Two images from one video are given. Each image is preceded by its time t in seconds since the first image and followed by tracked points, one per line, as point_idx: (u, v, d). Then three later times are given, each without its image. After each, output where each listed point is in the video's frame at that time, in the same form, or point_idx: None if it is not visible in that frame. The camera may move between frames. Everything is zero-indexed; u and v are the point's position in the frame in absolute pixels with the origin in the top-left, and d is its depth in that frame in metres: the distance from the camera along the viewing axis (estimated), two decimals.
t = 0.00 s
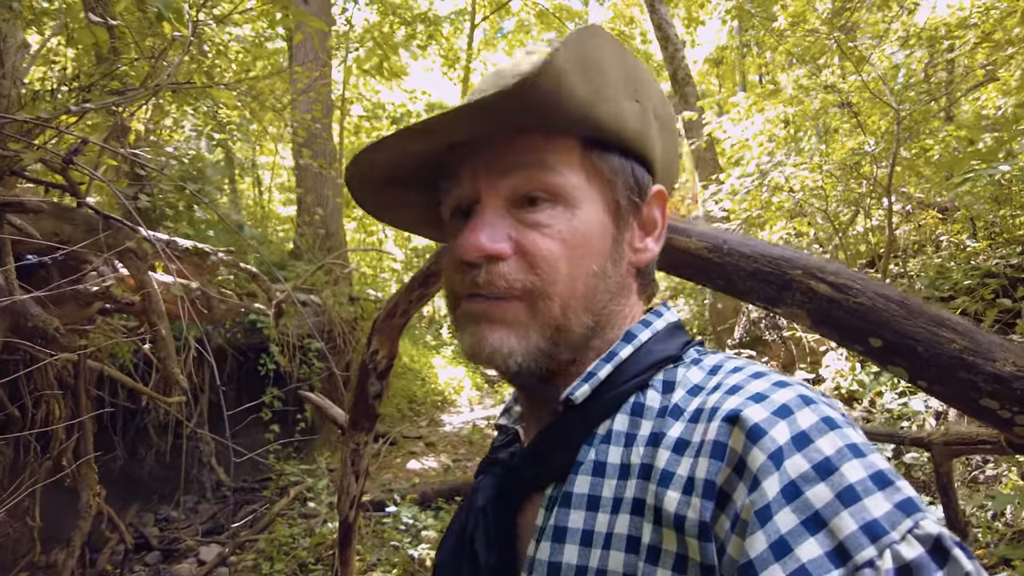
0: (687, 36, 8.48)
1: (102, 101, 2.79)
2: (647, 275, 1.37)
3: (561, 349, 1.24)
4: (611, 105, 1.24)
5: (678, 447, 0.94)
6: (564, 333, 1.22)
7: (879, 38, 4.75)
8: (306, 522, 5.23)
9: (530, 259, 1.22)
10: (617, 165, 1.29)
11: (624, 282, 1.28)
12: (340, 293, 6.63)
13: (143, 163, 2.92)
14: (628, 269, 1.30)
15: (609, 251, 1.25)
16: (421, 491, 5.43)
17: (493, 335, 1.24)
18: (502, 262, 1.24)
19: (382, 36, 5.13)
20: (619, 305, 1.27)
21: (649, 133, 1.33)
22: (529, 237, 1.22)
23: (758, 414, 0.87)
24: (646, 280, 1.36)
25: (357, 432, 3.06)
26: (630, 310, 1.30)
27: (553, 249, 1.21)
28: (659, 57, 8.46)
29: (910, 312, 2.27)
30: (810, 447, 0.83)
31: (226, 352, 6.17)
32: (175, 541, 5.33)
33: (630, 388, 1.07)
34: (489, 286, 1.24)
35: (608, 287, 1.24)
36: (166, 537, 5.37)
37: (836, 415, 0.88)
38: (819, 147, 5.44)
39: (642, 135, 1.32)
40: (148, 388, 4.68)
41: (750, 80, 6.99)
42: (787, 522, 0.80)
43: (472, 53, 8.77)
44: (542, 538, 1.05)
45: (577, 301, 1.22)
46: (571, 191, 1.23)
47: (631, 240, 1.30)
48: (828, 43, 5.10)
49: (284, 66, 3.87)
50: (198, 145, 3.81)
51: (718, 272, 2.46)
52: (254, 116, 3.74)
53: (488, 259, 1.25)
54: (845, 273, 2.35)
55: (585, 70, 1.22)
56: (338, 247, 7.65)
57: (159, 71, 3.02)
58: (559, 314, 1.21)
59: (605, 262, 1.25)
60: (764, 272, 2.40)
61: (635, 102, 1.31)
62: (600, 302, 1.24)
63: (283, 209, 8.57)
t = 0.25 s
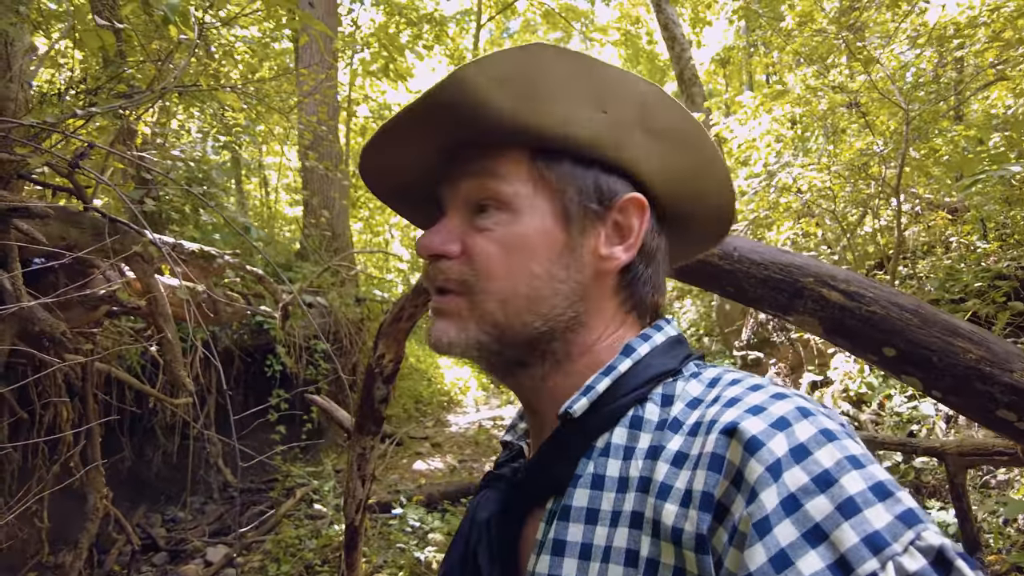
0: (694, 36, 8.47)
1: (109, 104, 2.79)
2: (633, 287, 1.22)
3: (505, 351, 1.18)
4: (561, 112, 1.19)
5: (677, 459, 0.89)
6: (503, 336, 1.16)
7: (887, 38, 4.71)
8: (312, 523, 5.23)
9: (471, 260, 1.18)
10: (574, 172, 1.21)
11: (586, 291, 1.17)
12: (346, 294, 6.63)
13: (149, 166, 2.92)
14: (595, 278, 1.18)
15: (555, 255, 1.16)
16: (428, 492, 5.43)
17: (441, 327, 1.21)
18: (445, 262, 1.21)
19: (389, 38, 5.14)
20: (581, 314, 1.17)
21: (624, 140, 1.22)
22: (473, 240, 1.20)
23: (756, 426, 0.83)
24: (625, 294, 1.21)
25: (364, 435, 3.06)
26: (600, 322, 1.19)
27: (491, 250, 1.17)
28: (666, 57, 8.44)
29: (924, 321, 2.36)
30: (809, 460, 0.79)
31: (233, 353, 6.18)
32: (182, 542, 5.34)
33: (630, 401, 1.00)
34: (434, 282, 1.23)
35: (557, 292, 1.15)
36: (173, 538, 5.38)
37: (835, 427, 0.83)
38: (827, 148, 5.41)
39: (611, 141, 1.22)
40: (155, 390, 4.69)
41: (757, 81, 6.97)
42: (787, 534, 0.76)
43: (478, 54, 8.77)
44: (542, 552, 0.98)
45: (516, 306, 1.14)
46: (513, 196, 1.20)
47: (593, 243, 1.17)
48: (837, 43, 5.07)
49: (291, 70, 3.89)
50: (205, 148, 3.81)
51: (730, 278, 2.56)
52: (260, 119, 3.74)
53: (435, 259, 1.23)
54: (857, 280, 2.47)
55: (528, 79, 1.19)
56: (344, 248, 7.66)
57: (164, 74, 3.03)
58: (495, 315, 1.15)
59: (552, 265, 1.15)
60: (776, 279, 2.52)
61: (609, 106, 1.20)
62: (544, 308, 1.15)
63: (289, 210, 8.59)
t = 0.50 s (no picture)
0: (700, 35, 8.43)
1: (118, 102, 2.78)
2: (593, 277, 1.04)
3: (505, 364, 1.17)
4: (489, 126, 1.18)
5: (708, 461, 0.87)
6: (495, 344, 1.16)
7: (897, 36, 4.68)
8: (319, 522, 5.23)
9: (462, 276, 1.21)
10: (506, 175, 1.15)
11: (535, 288, 1.07)
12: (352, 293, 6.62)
13: (159, 164, 2.91)
14: (542, 274, 1.07)
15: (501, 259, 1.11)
16: (434, 492, 5.41)
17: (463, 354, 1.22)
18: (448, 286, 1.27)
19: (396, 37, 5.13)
20: (543, 314, 1.08)
21: (542, 127, 1.10)
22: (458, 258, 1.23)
23: (790, 430, 0.81)
24: (583, 286, 1.05)
25: (374, 434, 3.05)
26: (568, 320, 1.07)
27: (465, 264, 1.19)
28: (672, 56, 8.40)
29: (943, 318, 2.46)
30: (847, 468, 0.78)
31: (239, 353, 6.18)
32: (189, 541, 5.34)
33: (659, 400, 0.97)
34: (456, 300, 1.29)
35: (511, 293, 1.09)
36: (180, 537, 5.38)
37: (874, 434, 0.81)
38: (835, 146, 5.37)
39: (532, 135, 1.12)
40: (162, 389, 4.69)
41: (764, 79, 6.93)
42: (822, 545, 0.75)
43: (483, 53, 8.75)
44: (566, 547, 0.97)
45: (489, 316, 1.14)
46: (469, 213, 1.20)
47: (527, 235, 1.07)
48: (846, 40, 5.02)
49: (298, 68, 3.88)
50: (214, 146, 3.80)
51: (755, 278, 2.53)
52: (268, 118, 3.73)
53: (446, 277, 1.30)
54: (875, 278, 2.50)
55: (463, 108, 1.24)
56: (350, 247, 7.66)
57: (174, 71, 3.03)
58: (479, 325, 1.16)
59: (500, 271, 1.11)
60: (799, 278, 2.51)
61: (525, 102, 1.13)
62: (507, 313, 1.11)
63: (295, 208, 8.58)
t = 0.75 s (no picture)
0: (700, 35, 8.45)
1: (124, 99, 2.79)
2: (571, 269, 1.02)
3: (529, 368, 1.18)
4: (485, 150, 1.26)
5: (714, 451, 0.84)
6: (516, 348, 1.17)
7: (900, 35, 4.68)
8: (321, 520, 5.23)
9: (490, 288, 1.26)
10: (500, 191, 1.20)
11: (528, 288, 1.08)
12: (354, 292, 6.61)
13: (165, 160, 2.91)
14: (530, 273, 1.07)
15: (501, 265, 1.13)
16: (436, 491, 5.41)
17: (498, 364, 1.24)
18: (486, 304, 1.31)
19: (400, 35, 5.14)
20: (539, 313, 1.08)
21: (516, 140, 1.15)
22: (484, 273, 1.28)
23: (796, 421, 0.78)
24: (565, 280, 1.03)
25: (380, 431, 3.07)
26: (561, 315, 1.06)
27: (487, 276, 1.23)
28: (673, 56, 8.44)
29: (964, 313, 2.17)
30: (854, 461, 0.74)
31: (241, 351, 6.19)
32: (190, 540, 5.33)
33: (669, 389, 0.94)
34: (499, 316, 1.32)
35: (513, 296, 1.11)
36: (181, 535, 5.37)
37: (887, 427, 0.77)
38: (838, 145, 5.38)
39: (509, 149, 1.17)
40: (165, 387, 4.69)
41: (764, 78, 6.95)
42: (827, 539, 0.71)
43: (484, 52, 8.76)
44: (575, 533, 0.95)
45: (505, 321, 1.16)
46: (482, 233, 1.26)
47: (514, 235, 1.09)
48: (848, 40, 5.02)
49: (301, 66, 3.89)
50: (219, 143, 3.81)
51: (760, 271, 2.35)
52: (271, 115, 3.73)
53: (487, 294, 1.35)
54: (893, 272, 2.27)
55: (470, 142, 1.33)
56: (351, 246, 7.66)
57: (180, 69, 3.04)
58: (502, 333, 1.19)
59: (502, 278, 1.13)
60: (808, 270, 2.32)
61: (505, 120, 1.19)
62: (514, 317, 1.13)
63: (296, 208, 8.58)
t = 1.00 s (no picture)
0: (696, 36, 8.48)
1: (128, 98, 2.78)
2: (601, 274, 1.04)
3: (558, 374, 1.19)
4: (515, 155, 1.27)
5: (746, 459, 0.84)
6: (547, 353, 1.19)
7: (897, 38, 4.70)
8: (319, 522, 5.20)
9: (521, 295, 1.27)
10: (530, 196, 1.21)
11: (558, 292, 1.10)
12: (351, 293, 6.60)
13: (168, 160, 2.91)
14: (560, 277, 1.09)
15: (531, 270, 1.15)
16: (435, 492, 5.40)
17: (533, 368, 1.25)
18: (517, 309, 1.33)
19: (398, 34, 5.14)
20: (569, 318, 1.09)
21: (545, 143, 1.16)
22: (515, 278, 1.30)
23: (828, 429, 0.78)
24: (596, 285, 1.05)
25: (385, 433, 3.08)
26: (590, 320, 1.07)
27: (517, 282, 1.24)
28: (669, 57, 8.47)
29: (983, 315, 2.19)
30: (888, 470, 0.73)
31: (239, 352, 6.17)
32: (187, 542, 5.30)
33: (700, 397, 0.94)
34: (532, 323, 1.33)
35: (544, 301, 1.13)
36: (178, 537, 5.34)
37: (922, 435, 0.76)
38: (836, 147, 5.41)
39: (539, 153, 1.18)
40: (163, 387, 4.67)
41: (760, 81, 6.98)
42: (861, 549, 0.71)
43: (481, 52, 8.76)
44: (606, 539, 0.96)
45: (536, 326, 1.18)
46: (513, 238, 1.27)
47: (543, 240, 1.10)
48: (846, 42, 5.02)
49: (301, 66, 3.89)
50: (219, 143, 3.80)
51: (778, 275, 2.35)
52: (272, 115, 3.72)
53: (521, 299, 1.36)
54: (911, 275, 2.28)
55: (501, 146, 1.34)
56: (348, 246, 7.65)
57: (182, 68, 3.05)
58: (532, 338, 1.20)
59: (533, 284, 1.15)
60: (827, 274, 2.32)
61: (536, 124, 1.20)
62: (544, 321, 1.14)
63: (292, 208, 8.55)
